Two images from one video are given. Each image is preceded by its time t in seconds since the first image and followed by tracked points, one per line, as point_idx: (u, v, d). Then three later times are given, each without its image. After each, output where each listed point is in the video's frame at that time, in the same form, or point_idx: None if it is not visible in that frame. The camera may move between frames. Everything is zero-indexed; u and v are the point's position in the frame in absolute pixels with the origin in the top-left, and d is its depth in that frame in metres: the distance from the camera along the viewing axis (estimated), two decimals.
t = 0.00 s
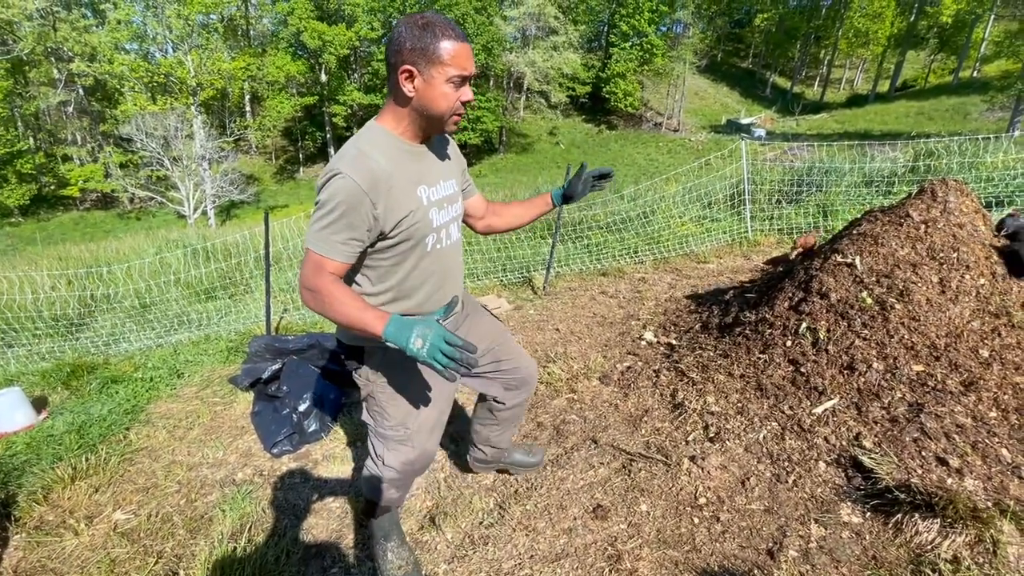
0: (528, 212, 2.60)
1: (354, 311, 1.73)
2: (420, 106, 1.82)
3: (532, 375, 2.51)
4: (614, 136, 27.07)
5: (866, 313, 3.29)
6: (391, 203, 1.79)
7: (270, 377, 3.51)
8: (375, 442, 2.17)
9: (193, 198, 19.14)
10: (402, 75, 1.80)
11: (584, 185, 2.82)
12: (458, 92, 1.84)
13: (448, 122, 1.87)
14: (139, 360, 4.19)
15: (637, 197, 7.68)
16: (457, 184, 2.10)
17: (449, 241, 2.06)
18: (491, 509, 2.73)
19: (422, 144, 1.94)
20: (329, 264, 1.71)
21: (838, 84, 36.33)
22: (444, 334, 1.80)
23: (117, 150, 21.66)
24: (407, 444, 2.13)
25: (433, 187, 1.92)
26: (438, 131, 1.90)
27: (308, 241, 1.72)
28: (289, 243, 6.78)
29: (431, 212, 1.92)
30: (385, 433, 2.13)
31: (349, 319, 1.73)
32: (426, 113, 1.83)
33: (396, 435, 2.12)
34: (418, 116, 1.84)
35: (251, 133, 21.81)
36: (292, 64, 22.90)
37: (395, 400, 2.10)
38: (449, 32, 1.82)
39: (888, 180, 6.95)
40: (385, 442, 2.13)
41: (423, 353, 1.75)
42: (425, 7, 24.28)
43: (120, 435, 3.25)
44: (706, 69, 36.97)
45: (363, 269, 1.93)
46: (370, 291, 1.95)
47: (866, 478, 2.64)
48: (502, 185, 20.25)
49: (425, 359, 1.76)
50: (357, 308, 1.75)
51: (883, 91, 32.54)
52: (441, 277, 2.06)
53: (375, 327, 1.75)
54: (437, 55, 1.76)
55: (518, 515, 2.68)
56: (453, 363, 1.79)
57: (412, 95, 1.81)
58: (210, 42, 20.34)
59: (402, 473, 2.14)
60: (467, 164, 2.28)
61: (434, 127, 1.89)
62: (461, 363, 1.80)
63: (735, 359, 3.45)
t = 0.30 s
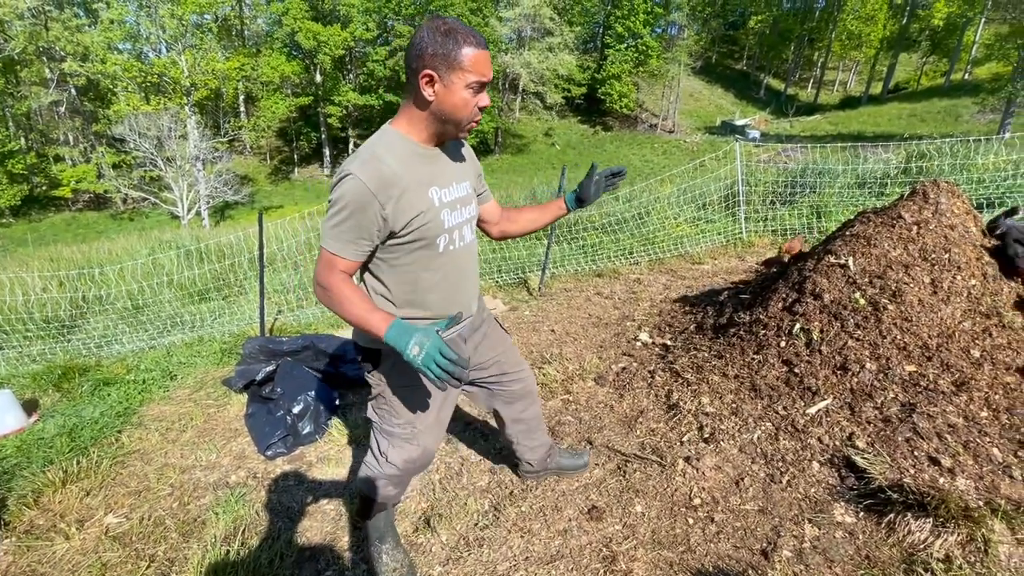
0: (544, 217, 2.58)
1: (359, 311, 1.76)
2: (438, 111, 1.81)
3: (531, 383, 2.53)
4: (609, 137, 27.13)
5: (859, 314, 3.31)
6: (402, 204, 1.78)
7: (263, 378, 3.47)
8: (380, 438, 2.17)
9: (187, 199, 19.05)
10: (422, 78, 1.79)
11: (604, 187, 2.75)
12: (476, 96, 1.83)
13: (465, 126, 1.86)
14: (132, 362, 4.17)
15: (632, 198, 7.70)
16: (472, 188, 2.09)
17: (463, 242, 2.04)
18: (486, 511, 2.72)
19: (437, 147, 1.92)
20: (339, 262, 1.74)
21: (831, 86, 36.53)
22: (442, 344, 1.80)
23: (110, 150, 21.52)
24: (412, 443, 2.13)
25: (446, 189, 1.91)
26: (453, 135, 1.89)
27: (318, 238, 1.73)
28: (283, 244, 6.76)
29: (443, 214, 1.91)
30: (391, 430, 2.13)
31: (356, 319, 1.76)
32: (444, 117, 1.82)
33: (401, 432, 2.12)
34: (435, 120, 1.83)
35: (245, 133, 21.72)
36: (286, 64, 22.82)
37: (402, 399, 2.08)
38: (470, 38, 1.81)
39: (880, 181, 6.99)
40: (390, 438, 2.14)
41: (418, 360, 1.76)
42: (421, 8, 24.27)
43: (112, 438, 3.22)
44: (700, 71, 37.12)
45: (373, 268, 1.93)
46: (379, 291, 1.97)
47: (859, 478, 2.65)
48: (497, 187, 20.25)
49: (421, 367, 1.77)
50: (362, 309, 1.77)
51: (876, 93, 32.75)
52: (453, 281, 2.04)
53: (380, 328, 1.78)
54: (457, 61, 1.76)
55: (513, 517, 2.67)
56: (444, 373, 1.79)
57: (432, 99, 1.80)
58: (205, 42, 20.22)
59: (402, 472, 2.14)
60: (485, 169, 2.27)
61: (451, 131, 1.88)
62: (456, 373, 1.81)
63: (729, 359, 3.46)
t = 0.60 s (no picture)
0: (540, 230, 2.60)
1: (378, 319, 1.76)
2: (453, 117, 1.82)
3: (519, 385, 2.54)
4: (603, 138, 27.18)
5: (849, 315, 3.33)
6: (415, 210, 1.79)
7: (255, 381, 3.46)
8: (371, 436, 2.16)
9: (178, 199, 18.94)
10: (438, 82, 1.79)
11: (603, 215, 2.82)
12: (490, 102, 1.84)
13: (478, 130, 1.88)
14: (122, 365, 4.14)
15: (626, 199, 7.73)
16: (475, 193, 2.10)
17: (465, 248, 2.05)
18: (479, 513, 2.72)
19: (447, 152, 1.92)
20: (353, 266, 1.72)
21: (823, 87, 36.79)
22: (465, 358, 1.89)
23: (100, 150, 21.34)
24: (402, 440, 2.14)
25: (454, 196, 1.93)
26: (463, 140, 1.91)
27: (330, 242, 1.71)
28: (275, 245, 6.75)
29: (451, 220, 1.92)
30: (383, 428, 2.12)
31: (373, 326, 1.76)
32: (458, 122, 1.83)
33: (394, 430, 2.12)
34: (449, 125, 1.84)
35: (238, 134, 21.59)
36: (279, 64, 22.73)
37: (397, 399, 2.07)
38: (484, 44, 1.81)
39: (870, 183, 7.05)
40: (382, 436, 2.13)
41: (443, 373, 1.82)
42: (414, 9, 24.25)
43: (101, 441, 3.19)
44: (693, 73, 37.28)
45: (379, 271, 1.91)
46: (382, 293, 1.95)
47: (849, 478, 2.66)
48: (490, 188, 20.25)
49: (443, 379, 1.84)
50: (378, 316, 1.77)
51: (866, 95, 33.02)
52: (454, 285, 2.06)
53: (399, 337, 1.79)
54: (474, 67, 1.76)
55: (506, 519, 2.67)
56: (466, 385, 1.88)
57: (447, 105, 1.80)
58: (196, 42, 20.07)
59: (392, 469, 2.15)
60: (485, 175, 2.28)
61: (462, 137, 1.89)
62: (476, 384, 1.90)
63: (721, 360, 3.48)
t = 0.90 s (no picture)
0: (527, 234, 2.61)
1: (378, 322, 1.75)
2: (441, 116, 1.81)
3: (510, 385, 2.55)
4: (595, 139, 27.24)
5: (838, 314, 3.35)
6: (407, 210, 1.78)
7: (246, 383, 3.43)
8: (362, 440, 2.14)
9: (168, 200, 18.80)
10: (425, 82, 1.78)
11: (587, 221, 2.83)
12: (478, 101, 1.83)
13: (466, 130, 1.87)
14: (110, 367, 4.10)
15: (618, 199, 7.76)
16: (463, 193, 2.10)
17: (455, 248, 2.05)
18: (472, 514, 2.72)
19: (434, 153, 1.92)
20: (348, 269, 1.71)
21: (813, 88, 37.08)
22: (471, 358, 1.89)
23: (88, 150, 21.13)
24: (393, 443, 2.12)
25: (444, 197, 1.92)
26: (451, 140, 1.90)
27: (324, 246, 1.70)
28: (266, 245, 6.71)
29: (441, 220, 1.92)
30: (374, 432, 2.11)
31: (374, 330, 1.75)
32: (446, 122, 1.82)
33: (385, 434, 2.10)
34: (437, 124, 1.83)
35: (229, 134, 21.46)
36: (270, 64, 22.61)
37: (388, 402, 2.06)
38: (469, 42, 1.80)
39: (859, 183, 7.12)
40: (373, 440, 2.11)
41: (451, 373, 1.82)
42: (406, 8, 24.19)
43: (88, 445, 3.16)
44: (685, 73, 37.43)
45: (373, 274, 1.89)
46: (376, 294, 1.93)
47: (839, 476, 2.68)
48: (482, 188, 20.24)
49: (450, 379, 1.84)
50: (378, 318, 1.76)
51: (856, 96, 33.32)
52: (445, 285, 2.05)
53: (402, 339, 1.78)
54: (460, 65, 1.75)
55: (499, 520, 2.67)
56: (473, 385, 1.88)
57: (434, 104, 1.80)
58: (186, 41, 19.90)
59: (383, 472, 2.13)
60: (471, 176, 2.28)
61: (451, 136, 1.89)
62: (481, 384, 1.90)
63: (712, 360, 3.49)
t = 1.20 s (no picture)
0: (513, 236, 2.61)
1: (355, 324, 1.74)
2: (419, 113, 1.81)
3: (500, 386, 2.54)
4: (587, 139, 27.28)
5: (827, 312, 3.38)
6: (384, 208, 1.77)
7: (235, 385, 3.41)
8: (349, 442, 2.13)
9: (157, 200, 18.66)
10: (403, 79, 1.78)
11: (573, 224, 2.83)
12: (456, 98, 1.83)
13: (446, 128, 1.87)
14: (96, 369, 4.05)
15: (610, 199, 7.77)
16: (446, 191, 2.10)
17: (437, 247, 2.05)
18: (463, 514, 2.71)
19: (415, 149, 1.92)
20: (326, 268, 1.71)
21: (802, 89, 37.37)
22: (445, 366, 1.89)
23: (75, 150, 20.89)
24: (381, 445, 2.11)
25: (425, 194, 1.92)
26: (432, 137, 1.90)
27: (302, 245, 1.69)
28: (256, 245, 6.67)
29: (422, 218, 1.91)
30: (361, 434, 2.10)
31: (351, 332, 1.75)
32: (426, 119, 1.82)
33: (372, 436, 2.10)
34: (416, 122, 1.83)
35: (218, 133, 21.30)
36: (260, 63, 22.44)
37: (374, 405, 2.05)
38: (448, 39, 1.80)
39: (847, 183, 7.18)
40: (360, 442, 2.11)
41: (424, 380, 1.82)
42: (397, 8, 24.11)
43: (74, 449, 3.12)
44: (676, 73, 37.57)
45: (353, 273, 1.89)
46: (357, 294, 1.93)
47: (827, 473, 2.70)
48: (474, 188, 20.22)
49: (424, 387, 1.84)
50: (353, 320, 1.75)
51: (844, 96, 33.60)
52: (427, 286, 2.05)
53: (378, 343, 1.78)
54: (437, 63, 1.75)
55: (490, 520, 2.66)
56: (445, 390, 1.88)
57: (413, 101, 1.80)
58: (175, 40, 19.69)
59: (372, 474, 2.13)
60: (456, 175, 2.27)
61: (431, 133, 1.88)
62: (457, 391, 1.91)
63: (703, 358, 3.51)
